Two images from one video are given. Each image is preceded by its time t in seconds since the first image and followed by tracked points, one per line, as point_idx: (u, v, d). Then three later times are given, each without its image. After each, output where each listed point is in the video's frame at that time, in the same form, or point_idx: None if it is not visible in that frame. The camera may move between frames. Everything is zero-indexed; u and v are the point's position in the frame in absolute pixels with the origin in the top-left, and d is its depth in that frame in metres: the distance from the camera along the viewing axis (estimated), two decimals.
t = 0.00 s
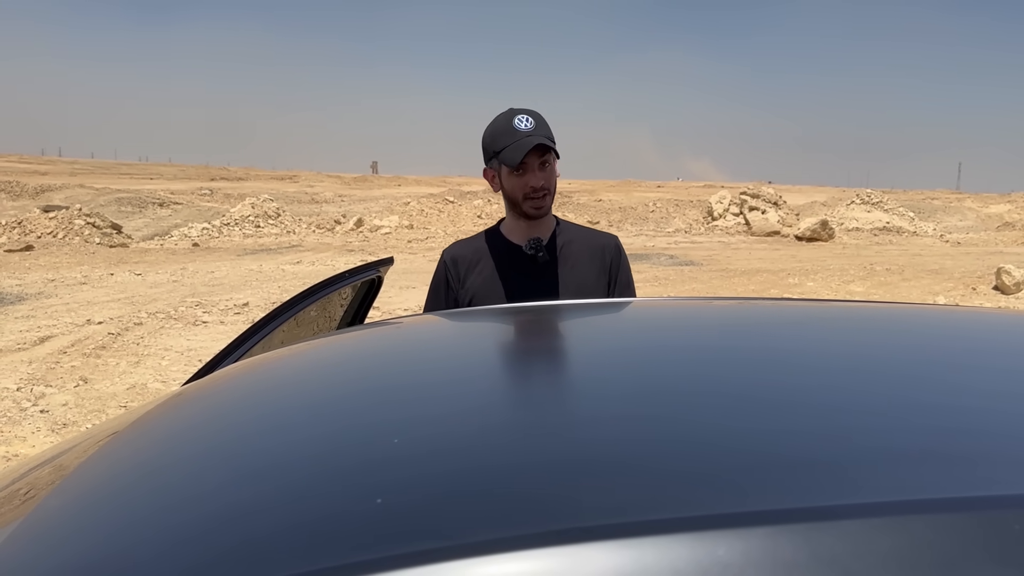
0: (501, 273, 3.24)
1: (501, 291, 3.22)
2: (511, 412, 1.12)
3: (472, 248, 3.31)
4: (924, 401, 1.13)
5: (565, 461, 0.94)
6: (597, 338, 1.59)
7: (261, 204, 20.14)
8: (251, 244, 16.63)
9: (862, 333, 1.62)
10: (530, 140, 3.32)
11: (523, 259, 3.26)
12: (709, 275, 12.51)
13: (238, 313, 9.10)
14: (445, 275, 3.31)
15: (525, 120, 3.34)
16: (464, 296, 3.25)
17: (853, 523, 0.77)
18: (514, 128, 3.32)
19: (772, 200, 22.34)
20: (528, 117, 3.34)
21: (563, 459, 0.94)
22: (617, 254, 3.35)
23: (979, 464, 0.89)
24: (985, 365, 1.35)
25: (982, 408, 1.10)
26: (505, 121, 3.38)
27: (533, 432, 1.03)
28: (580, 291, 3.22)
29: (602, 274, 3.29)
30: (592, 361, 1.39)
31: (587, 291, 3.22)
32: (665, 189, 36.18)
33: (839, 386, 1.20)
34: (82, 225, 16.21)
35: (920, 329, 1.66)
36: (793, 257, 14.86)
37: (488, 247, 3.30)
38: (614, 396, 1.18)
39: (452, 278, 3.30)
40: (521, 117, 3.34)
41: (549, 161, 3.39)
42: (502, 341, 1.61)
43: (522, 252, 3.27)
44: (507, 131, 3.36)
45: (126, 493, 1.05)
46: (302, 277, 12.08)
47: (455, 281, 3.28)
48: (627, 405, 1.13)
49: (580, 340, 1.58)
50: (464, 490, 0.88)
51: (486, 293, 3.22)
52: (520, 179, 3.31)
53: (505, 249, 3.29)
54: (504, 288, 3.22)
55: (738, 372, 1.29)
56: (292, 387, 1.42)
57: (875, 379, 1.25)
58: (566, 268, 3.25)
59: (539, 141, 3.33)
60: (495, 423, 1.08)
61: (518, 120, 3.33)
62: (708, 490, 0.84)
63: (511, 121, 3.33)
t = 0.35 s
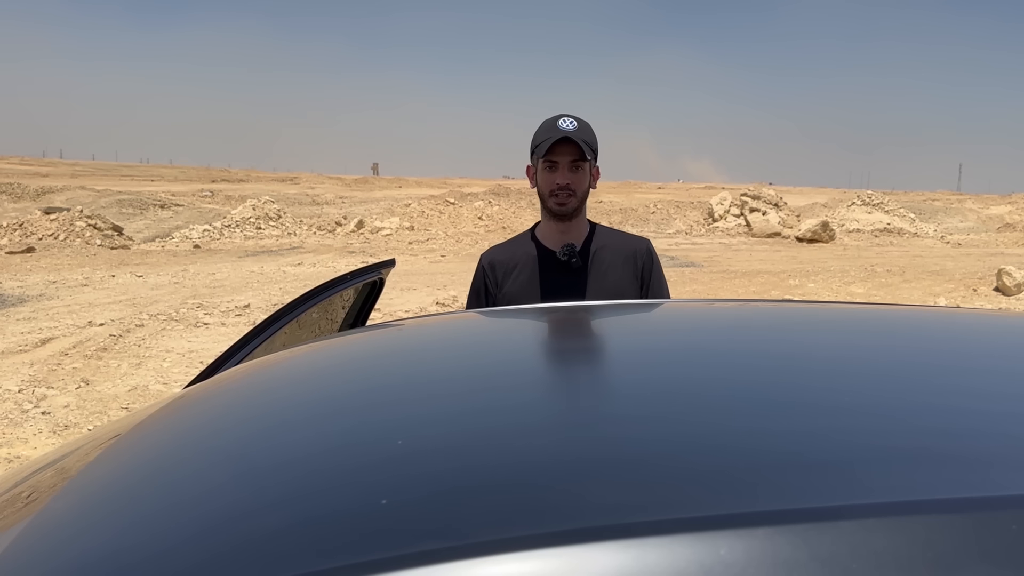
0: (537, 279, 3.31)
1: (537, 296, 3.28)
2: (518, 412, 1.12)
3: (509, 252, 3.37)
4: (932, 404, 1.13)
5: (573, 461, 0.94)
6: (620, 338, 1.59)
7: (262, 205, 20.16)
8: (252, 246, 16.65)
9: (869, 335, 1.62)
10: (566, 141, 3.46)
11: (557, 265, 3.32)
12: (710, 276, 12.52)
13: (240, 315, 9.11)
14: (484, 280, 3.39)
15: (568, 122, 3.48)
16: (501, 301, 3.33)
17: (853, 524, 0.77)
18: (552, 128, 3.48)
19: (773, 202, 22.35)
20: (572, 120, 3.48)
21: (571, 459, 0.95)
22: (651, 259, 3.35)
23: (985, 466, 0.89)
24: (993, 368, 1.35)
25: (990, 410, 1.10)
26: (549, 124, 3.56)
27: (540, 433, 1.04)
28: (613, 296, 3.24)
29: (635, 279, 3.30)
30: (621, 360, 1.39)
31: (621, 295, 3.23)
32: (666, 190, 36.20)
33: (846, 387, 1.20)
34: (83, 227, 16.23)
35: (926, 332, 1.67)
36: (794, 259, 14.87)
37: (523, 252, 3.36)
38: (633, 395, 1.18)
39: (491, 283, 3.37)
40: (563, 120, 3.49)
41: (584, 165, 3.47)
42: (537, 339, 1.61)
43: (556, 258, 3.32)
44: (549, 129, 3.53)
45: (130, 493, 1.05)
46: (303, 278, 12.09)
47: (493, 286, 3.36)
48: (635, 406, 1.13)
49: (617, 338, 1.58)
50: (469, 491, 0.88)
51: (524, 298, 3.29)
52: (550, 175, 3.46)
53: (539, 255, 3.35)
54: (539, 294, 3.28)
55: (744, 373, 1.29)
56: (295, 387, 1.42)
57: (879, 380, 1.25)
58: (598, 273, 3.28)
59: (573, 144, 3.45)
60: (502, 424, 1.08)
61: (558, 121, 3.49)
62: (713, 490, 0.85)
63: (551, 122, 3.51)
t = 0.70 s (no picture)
0: (568, 275, 3.32)
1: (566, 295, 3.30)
2: (525, 410, 1.13)
3: (542, 248, 3.39)
4: (939, 402, 1.13)
5: (580, 455, 0.95)
6: (630, 335, 1.60)
7: (262, 207, 20.17)
8: (252, 248, 16.66)
9: (876, 336, 1.62)
10: (594, 144, 3.48)
11: (587, 265, 3.33)
12: (710, 278, 12.52)
13: (240, 317, 9.11)
14: (514, 274, 3.40)
15: (597, 126, 3.49)
16: (529, 296, 3.34)
17: (858, 517, 0.78)
18: (580, 131, 3.50)
19: (773, 203, 22.34)
20: (601, 123, 3.49)
21: (579, 455, 0.95)
22: (678, 264, 3.38)
23: (992, 464, 0.89)
24: (1000, 367, 1.35)
25: (997, 409, 1.10)
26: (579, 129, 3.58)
27: (549, 428, 1.04)
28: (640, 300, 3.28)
29: (661, 284, 3.33)
30: (646, 357, 1.39)
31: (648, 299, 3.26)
32: (666, 191, 36.24)
33: (851, 386, 1.21)
34: (83, 229, 16.24)
35: (931, 332, 1.67)
36: (794, 260, 14.87)
37: (554, 250, 3.37)
38: (655, 392, 1.18)
39: (520, 278, 3.39)
40: (592, 124, 3.50)
41: (613, 168, 3.47)
42: (561, 338, 1.61)
43: (586, 258, 3.34)
44: (578, 133, 3.54)
45: (136, 491, 1.05)
46: (304, 280, 12.09)
47: (523, 281, 3.37)
48: (644, 402, 1.13)
49: (642, 337, 1.59)
50: (480, 486, 0.88)
51: (553, 295, 3.31)
52: (579, 178, 3.49)
53: (570, 254, 3.36)
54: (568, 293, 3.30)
55: (752, 372, 1.30)
56: (302, 386, 1.42)
57: (884, 379, 1.25)
58: (627, 275, 3.31)
59: (601, 146, 3.47)
60: (513, 420, 1.08)
61: (587, 125, 3.52)
62: (717, 485, 0.85)
63: (580, 126, 3.53)
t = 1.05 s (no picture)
0: (580, 270, 3.33)
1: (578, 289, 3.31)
2: (528, 407, 1.13)
3: (557, 239, 3.39)
4: (942, 399, 1.13)
5: (582, 454, 0.95)
6: (634, 334, 1.59)
7: (261, 208, 20.16)
8: (252, 249, 16.65)
9: (879, 334, 1.62)
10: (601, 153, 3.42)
11: (602, 261, 3.36)
12: (710, 278, 12.52)
13: (240, 317, 9.11)
14: (528, 261, 3.40)
15: (598, 135, 3.45)
16: (542, 286, 3.35)
17: (860, 513, 0.78)
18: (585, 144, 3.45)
19: (772, 203, 22.32)
20: (602, 132, 3.46)
21: (581, 453, 0.95)
22: (686, 271, 3.42)
23: (995, 460, 0.89)
24: (1004, 365, 1.36)
25: (999, 406, 1.10)
26: (580, 141, 3.53)
27: (553, 426, 1.05)
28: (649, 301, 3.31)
29: (670, 288, 3.37)
30: (652, 356, 1.39)
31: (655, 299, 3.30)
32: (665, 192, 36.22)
33: (855, 384, 1.21)
34: (82, 231, 16.24)
35: (934, 331, 1.67)
36: (794, 260, 14.87)
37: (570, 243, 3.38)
38: (657, 391, 1.18)
39: (534, 265, 3.39)
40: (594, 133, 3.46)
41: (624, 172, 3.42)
42: (564, 337, 1.60)
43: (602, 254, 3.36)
44: (584, 145, 3.49)
45: (137, 492, 1.05)
46: (303, 281, 12.08)
47: (536, 270, 3.38)
48: (646, 400, 1.14)
49: (647, 336, 1.58)
50: (482, 483, 0.89)
51: (567, 287, 3.32)
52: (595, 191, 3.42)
53: (585, 248, 3.37)
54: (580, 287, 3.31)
55: (755, 371, 1.30)
56: (303, 386, 1.42)
57: (886, 377, 1.25)
58: (640, 274, 3.34)
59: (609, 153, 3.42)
60: (517, 419, 1.08)
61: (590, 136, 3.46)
62: (719, 482, 0.85)
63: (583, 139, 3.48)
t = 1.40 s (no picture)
0: (554, 265, 3.32)
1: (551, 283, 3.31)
2: (528, 400, 1.14)
3: (531, 235, 3.39)
4: (936, 390, 1.14)
5: (578, 446, 0.95)
6: (620, 330, 1.59)
7: (262, 208, 20.14)
8: (252, 249, 16.64)
9: (872, 328, 1.63)
10: (573, 139, 3.54)
11: (574, 254, 3.35)
12: (710, 276, 12.50)
13: (241, 317, 9.12)
14: (502, 258, 3.38)
15: (576, 122, 3.56)
16: (516, 282, 3.34)
17: (861, 500, 0.78)
18: (560, 130, 3.57)
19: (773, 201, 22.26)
20: (580, 120, 3.56)
21: (577, 445, 0.95)
22: (659, 260, 3.41)
23: (988, 449, 0.90)
24: (997, 357, 1.36)
25: (993, 397, 1.11)
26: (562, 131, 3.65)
27: (552, 417, 1.05)
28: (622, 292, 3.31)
29: (643, 279, 3.36)
30: (641, 351, 1.39)
31: (627, 292, 3.31)
32: (665, 190, 36.17)
33: (850, 376, 1.22)
34: (83, 231, 16.25)
35: (929, 324, 1.67)
36: (794, 258, 14.86)
37: (542, 238, 3.38)
38: (646, 384, 1.18)
39: (508, 262, 3.37)
40: (571, 121, 3.57)
41: (593, 161, 3.51)
42: (554, 334, 1.61)
43: (573, 248, 3.36)
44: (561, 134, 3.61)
45: (140, 488, 1.05)
46: (304, 281, 12.08)
47: (509, 266, 3.36)
48: (640, 393, 1.14)
49: (630, 331, 1.58)
50: (486, 473, 0.89)
51: (541, 282, 3.30)
52: (563, 176, 3.52)
53: (556, 242, 3.37)
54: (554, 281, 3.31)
55: (751, 364, 1.30)
56: (305, 381, 1.43)
57: (882, 369, 1.26)
58: (611, 265, 3.34)
59: (580, 142, 3.52)
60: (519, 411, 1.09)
61: (567, 122, 3.59)
62: (716, 471, 0.85)
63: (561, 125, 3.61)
